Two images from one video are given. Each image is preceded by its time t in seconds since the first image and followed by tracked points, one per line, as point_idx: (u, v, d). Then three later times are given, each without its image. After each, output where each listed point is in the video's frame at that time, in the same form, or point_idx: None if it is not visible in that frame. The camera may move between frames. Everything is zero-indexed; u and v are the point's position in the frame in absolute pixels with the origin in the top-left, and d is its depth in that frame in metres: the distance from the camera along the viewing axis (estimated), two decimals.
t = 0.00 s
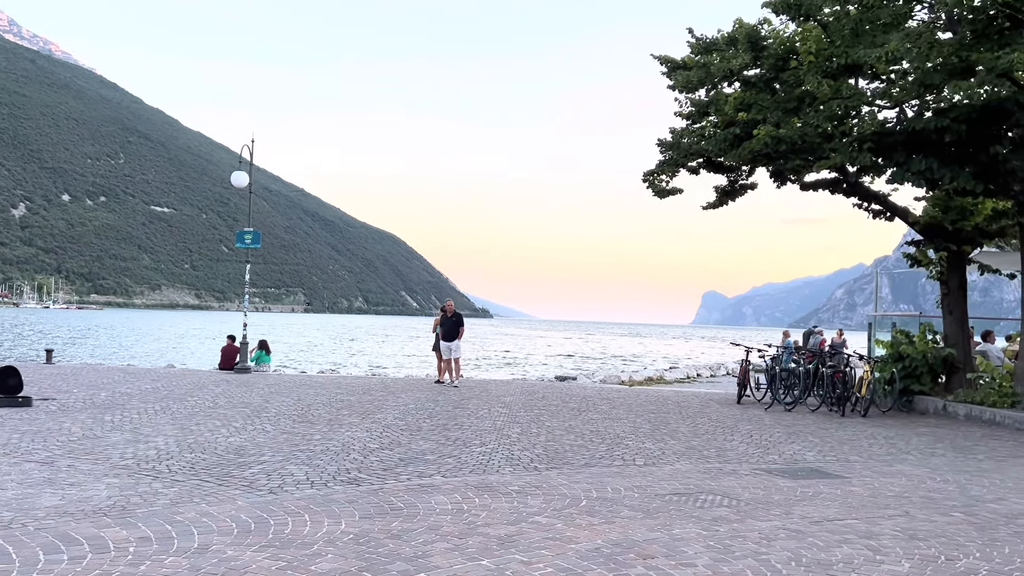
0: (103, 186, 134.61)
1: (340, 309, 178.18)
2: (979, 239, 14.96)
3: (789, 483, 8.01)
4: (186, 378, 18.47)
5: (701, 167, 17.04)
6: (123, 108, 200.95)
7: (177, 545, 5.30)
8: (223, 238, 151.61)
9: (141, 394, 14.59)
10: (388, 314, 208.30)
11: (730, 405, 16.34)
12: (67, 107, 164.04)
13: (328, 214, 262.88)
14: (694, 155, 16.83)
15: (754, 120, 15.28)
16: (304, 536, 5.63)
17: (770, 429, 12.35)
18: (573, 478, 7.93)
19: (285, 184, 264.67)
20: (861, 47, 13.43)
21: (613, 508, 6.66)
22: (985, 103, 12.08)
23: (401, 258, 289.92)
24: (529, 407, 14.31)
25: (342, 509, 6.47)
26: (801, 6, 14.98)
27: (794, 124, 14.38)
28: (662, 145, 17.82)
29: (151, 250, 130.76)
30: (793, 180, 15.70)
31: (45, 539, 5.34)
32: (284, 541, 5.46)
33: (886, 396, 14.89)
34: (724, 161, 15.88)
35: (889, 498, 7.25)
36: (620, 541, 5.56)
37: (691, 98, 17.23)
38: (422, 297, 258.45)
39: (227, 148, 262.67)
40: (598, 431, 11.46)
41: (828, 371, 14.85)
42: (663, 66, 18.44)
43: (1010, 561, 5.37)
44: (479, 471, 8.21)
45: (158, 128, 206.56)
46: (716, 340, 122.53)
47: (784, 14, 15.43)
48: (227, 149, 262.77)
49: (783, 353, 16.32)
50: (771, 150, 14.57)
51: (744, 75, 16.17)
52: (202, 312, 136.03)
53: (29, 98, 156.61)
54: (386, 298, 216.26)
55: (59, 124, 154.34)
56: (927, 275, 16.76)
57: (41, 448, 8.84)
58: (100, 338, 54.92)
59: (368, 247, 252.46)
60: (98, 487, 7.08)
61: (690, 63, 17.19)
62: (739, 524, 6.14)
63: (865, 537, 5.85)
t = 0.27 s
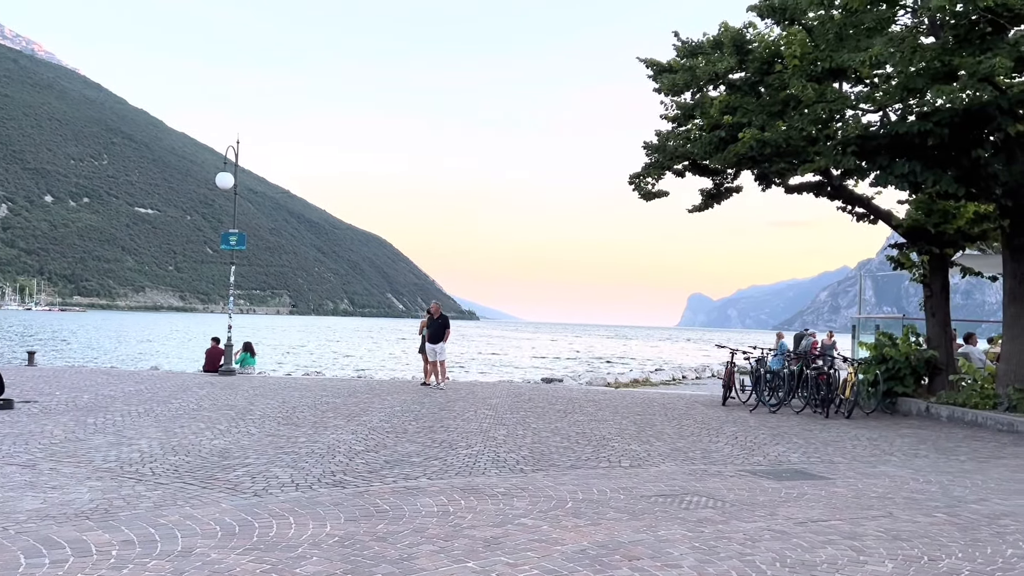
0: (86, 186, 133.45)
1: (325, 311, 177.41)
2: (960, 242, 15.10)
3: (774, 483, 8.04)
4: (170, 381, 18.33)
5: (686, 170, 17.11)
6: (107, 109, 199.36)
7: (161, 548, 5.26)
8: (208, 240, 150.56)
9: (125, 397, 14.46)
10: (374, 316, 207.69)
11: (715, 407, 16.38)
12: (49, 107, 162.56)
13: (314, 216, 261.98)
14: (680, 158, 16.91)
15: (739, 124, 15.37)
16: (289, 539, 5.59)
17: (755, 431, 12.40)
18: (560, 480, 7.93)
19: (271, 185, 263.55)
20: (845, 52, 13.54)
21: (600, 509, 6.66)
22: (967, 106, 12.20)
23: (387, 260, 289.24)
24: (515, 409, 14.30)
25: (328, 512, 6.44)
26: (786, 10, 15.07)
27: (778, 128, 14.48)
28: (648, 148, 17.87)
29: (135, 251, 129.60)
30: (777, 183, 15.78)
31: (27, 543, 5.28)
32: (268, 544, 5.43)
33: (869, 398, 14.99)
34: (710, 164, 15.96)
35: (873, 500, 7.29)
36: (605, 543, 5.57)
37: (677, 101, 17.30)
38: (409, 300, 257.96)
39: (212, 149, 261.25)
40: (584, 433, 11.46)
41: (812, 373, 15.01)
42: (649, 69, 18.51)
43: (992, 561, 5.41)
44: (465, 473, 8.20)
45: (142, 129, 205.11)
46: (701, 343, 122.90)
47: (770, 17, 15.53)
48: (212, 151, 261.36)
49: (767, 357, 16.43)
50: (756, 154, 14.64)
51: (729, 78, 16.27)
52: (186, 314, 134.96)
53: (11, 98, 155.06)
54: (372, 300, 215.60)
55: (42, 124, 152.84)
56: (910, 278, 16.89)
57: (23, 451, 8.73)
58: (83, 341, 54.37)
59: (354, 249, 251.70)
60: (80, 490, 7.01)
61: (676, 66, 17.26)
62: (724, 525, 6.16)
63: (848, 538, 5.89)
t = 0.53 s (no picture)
0: (71, 187, 132.41)
1: (312, 313, 176.86)
2: (946, 245, 15.19)
3: (761, 485, 8.06)
4: (157, 383, 18.22)
5: (674, 172, 17.15)
6: (92, 109, 198.13)
7: (147, 551, 5.22)
8: (194, 242, 149.90)
9: (109, 399, 14.40)
10: (362, 318, 207.23)
11: (702, 409, 16.42)
12: (35, 107, 161.34)
13: (301, 218, 261.34)
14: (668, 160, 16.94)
15: (726, 126, 15.42)
16: (276, 541, 5.58)
17: (742, 432, 12.44)
18: (548, 481, 7.94)
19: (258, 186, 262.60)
20: (832, 55, 13.61)
21: (588, 511, 6.67)
22: (953, 109, 12.28)
23: (375, 262, 288.85)
24: (503, 411, 14.29)
25: (314, 515, 6.41)
26: (773, 14, 15.18)
27: (766, 131, 14.54)
28: (636, 151, 17.91)
29: (121, 253, 128.74)
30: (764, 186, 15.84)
31: (7, 546, 5.23)
32: (256, 546, 5.40)
33: (855, 400, 15.07)
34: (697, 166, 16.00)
35: (860, 501, 7.32)
36: (594, 544, 5.57)
37: (665, 104, 17.36)
38: (397, 302, 257.63)
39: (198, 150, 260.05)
40: (573, 435, 11.46)
41: (799, 374, 15.14)
42: (637, 72, 18.55)
43: (976, 561, 5.46)
44: (453, 475, 8.19)
45: (129, 130, 203.90)
46: (689, 345, 123.43)
47: (757, 20, 15.59)
48: (199, 152, 260.19)
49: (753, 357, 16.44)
50: (743, 156, 14.71)
51: (717, 81, 16.33)
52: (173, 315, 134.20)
53: None
54: (360, 301, 215.14)
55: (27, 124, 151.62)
56: (896, 280, 17.01)
57: (5, 454, 8.65)
58: (67, 343, 53.94)
59: (342, 251, 251.10)
60: (65, 493, 6.94)
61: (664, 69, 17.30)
62: (711, 527, 6.17)
63: (835, 539, 5.91)
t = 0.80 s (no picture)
0: (60, 188, 131.43)
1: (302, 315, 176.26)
2: (933, 247, 15.28)
3: (750, 486, 8.09)
4: (144, 385, 18.11)
5: (664, 174, 17.19)
6: (81, 110, 196.81)
7: (135, 555, 5.19)
8: (184, 243, 149.02)
9: (97, 401, 14.29)
10: (352, 320, 206.71)
11: (693, 410, 16.46)
12: (22, 107, 160.12)
13: (291, 219, 260.56)
14: (658, 162, 16.96)
15: (716, 129, 15.46)
16: (265, 544, 5.55)
17: (732, 434, 12.47)
18: (538, 483, 7.94)
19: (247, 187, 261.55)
20: (820, 58, 13.67)
21: (579, 512, 6.67)
22: (940, 112, 12.37)
23: (365, 263, 288.21)
24: (494, 413, 14.27)
25: (305, 517, 6.39)
26: (763, 17, 15.24)
27: (755, 133, 14.60)
28: (626, 152, 17.93)
29: (110, 254, 127.82)
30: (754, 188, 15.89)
31: None
32: (245, 550, 5.37)
33: (844, 401, 15.12)
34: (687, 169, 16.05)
35: (848, 503, 7.36)
36: (584, 546, 5.57)
37: (655, 106, 17.40)
38: (387, 303, 257.06)
39: (187, 151, 258.76)
40: (563, 437, 11.47)
41: (788, 376, 15.07)
42: (627, 74, 18.58)
43: (965, 561, 5.49)
44: (444, 477, 8.18)
45: (117, 130, 202.71)
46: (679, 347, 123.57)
47: (746, 23, 15.65)
48: (188, 153, 258.92)
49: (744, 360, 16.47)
50: (733, 158, 14.77)
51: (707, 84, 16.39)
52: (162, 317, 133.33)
53: None
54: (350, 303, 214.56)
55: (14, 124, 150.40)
56: (884, 281, 17.12)
57: None
58: (54, 344, 53.53)
59: (332, 252, 250.45)
60: (53, 496, 6.89)
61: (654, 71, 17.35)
62: (701, 528, 6.19)
63: (824, 540, 5.93)
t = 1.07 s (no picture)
0: (50, 189, 130.66)
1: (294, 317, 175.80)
2: (925, 249, 15.33)
3: (742, 488, 8.09)
4: (136, 388, 18.03)
5: (656, 176, 17.22)
6: (71, 110, 195.81)
7: (126, 558, 5.16)
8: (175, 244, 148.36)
9: (88, 404, 14.22)
10: (344, 321, 206.33)
11: (684, 412, 16.48)
12: (12, 108, 159.18)
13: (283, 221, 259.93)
14: (650, 164, 16.99)
15: (707, 131, 15.50)
16: (257, 547, 5.53)
17: (724, 435, 12.49)
18: (530, 485, 7.93)
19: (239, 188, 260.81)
20: (812, 60, 13.71)
21: (571, 514, 6.67)
22: (930, 115, 12.42)
23: (357, 265, 287.78)
24: (487, 415, 14.25)
25: (296, 519, 6.36)
26: (754, 19, 15.27)
27: (746, 135, 14.63)
28: (618, 154, 17.96)
29: (100, 256, 127.12)
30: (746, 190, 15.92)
31: None
32: (237, 552, 5.35)
33: (836, 402, 15.15)
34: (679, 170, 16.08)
35: (840, 503, 7.38)
36: (576, 548, 5.57)
37: (647, 108, 17.43)
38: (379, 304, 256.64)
39: (179, 152, 257.87)
40: (555, 439, 11.46)
41: (779, 377, 15.00)
42: (619, 75, 18.60)
43: (955, 562, 5.51)
44: (436, 479, 8.16)
45: (108, 131, 201.81)
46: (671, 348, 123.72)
47: (738, 26, 15.67)
48: (179, 154, 258.05)
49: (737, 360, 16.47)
50: (724, 160, 14.80)
51: (699, 86, 16.43)
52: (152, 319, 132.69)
53: None
54: (342, 305, 214.12)
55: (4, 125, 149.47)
56: (876, 282, 17.18)
57: None
58: (43, 347, 53.25)
59: (324, 254, 249.96)
60: (41, 499, 6.85)
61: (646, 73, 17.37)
62: (692, 530, 6.20)
63: (815, 542, 5.94)
